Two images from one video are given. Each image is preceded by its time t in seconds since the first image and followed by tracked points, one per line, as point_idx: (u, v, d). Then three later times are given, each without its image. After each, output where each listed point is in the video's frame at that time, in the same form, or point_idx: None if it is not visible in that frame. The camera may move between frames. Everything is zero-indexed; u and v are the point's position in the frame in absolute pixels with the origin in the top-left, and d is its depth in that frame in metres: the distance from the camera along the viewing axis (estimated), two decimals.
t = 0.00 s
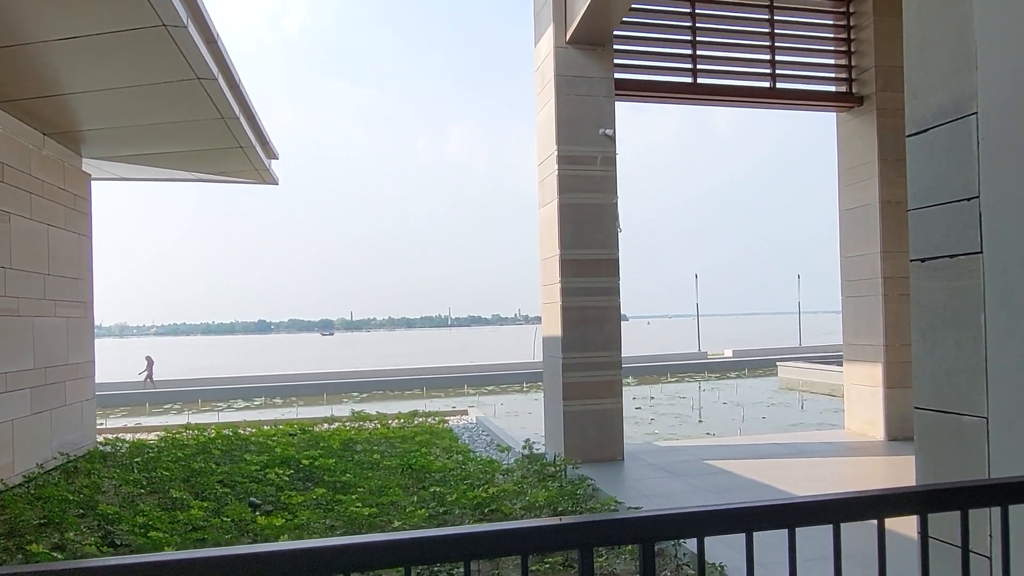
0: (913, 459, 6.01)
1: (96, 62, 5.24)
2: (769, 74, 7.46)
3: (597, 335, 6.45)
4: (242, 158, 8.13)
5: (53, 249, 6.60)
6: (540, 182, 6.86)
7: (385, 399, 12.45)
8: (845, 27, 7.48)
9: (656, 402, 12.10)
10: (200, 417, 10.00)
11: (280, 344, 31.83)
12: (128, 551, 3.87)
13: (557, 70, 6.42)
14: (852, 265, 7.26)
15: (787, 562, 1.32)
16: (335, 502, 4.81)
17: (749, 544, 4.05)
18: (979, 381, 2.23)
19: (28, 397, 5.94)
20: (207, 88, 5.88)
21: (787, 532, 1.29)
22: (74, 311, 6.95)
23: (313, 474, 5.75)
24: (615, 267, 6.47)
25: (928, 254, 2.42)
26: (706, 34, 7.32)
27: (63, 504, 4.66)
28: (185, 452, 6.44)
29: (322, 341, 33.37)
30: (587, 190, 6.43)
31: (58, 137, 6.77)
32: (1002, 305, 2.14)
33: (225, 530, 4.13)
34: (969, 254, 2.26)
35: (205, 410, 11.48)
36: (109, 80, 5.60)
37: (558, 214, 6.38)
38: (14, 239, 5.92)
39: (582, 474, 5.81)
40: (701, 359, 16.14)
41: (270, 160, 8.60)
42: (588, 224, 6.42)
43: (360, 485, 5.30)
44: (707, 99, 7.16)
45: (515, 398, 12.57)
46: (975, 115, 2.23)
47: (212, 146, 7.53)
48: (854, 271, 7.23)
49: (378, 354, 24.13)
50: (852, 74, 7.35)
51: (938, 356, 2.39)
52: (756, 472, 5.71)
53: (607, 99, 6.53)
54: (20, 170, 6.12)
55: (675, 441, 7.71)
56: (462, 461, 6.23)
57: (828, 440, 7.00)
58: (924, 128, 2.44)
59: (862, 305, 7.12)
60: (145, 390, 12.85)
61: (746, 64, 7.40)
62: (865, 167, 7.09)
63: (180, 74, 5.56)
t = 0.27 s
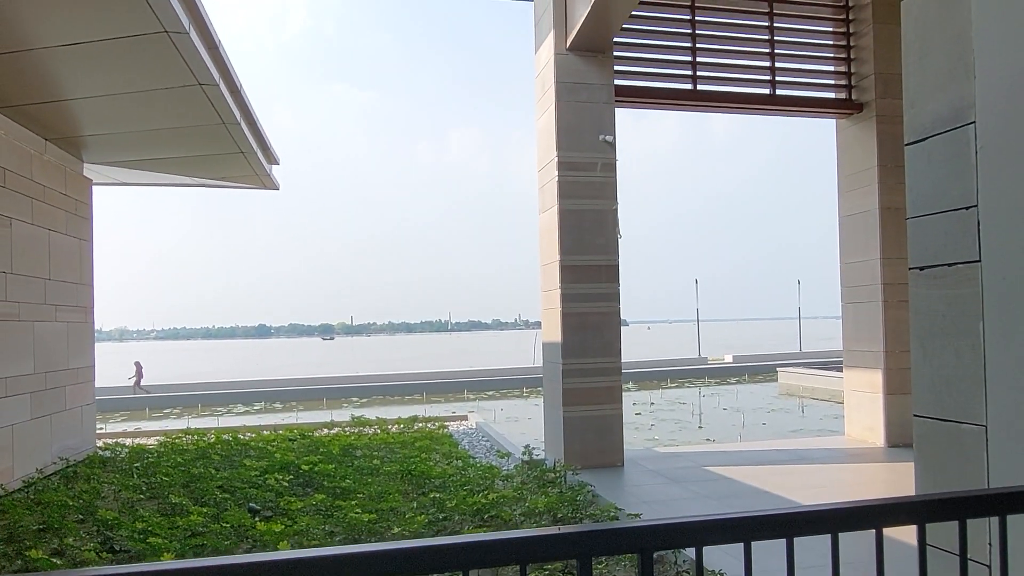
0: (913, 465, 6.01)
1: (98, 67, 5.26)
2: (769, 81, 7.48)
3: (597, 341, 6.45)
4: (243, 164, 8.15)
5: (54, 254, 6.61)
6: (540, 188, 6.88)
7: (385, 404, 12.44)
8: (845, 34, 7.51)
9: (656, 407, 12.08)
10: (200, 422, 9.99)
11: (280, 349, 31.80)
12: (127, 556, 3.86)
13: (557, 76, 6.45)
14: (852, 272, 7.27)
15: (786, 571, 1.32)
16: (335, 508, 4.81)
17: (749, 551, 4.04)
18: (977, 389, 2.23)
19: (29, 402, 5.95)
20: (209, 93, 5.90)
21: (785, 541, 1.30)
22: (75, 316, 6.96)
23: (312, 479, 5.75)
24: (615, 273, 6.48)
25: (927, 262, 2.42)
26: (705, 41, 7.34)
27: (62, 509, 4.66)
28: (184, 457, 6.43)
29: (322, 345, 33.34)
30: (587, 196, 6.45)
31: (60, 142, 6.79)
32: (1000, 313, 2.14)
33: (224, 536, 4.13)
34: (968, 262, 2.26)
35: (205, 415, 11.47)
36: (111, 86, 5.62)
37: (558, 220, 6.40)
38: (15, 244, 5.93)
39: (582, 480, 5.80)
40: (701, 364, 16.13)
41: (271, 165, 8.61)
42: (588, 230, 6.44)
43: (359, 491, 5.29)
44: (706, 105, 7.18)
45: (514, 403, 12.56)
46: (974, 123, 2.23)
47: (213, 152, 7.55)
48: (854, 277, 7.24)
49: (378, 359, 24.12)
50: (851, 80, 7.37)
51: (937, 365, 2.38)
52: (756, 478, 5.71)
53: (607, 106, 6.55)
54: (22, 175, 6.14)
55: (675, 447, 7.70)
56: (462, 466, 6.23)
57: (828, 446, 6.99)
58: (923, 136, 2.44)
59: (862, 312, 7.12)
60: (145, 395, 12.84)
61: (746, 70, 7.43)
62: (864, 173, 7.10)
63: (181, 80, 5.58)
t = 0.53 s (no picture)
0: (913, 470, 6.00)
1: (100, 71, 5.28)
2: (769, 86, 7.49)
3: (597, 345, 6.46)
4: (243, 167, 8.16)
5: (55, 257, 6.62)
6: (541, 192, 6.89)
7: (385, 408, 12.43)
8: (845, 39, 7.53)
9: (656, 411, 12.07)
10: (200, 425, 9.98)
11: (280, 351, 31.79)
12: (126, 560, 3.86)
13: (557, 80, 6.46)
14: (852, 276, 7.27)
15: None
16: (334, 512, 4.80)
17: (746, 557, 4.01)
18: (976, 395, 2.23)
19: (28, 405, 5.95)
20: (209, 97, 5.91)
21: (784, 548, 1.30)
22: (75, 319, 6.97)
23: (312, 483, 5.74)
24: (615, 278, 6.48)
25: (926, 268, 2.43)
26: (705, 46, 7.36)
27: (61, 513, 4.65)
28: (184, 461, 6.43)
29: (322, 348, 33.32)
30: (587, 200, 6.45)
31: (61, 146, 6.81)
32: (998, 320, 2.14)
33: (223, 539, 4.13)
34: (967, 268, 2.26)
35: (205, 418, 11.46)
36: (112, 90, 5.64)
37: (558, 224, 6.40)
38: (15, 247, 5.94)
39: (582, 485, 5.80)
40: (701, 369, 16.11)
41: (271, 168, 8.63)
42: (588, 234, 6.45)
43: (358, 495, 5.28)
44: (706, 110, 7.20)
45: (514, 406, 12.54)
46: (972, 130, 2.24)
47: (214, 155, 7.56)
48: (854, 281, 7.24)
49: (378, 362, 24.11)
50: (851, 85, 7.39)
51: (936, 371, 2.38)
52: (755, 483, 5.70)
53: (607, 111, 6.57)
54: (23, 178, 6.15)
55: (675, 451, 7.70)
56: (461, 470, 6.23)
57: (828, 450, 6.99)
58: (922, 142, 2.45)
59: (861, 316, 7.13)
60: (145, 398, 12.84)
61: (746, 75, 7.44)
62: (864, 177, 7.11)
63: (182, 84, 5.60)
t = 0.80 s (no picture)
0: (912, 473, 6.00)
1: (100, 75, 5.29)
2: (768, 89, 7.51)
3: (597, 348, 6.46)
4: (244, 170, 8.17)
5: (55, 260, 6.63)
6: (540, 195, 6.90)
7: (385, 411, 12.42)
8: (844, 44, 7.55)
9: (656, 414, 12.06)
10: (199, 427, 9.98)
11: (280, 354, 31.80)
12: (125, 564, 3.86)
13: (557, 84, 6.48)
14: (851, 280, 7.28)
15: None
16: (333, 515, 4.80)
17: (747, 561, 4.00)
18: (973, 400, 2.23)
19: (28, 408, 5.95)
20: (209, 101, 5.92)
21: (781, 554, 1.30)
22: (75, 322, 6.97)
23: (311, 486, 5.74)
24: (615, 281, 6.49)
25: (924, 272, 2.43)
26: (705, 50, 7.38)
27: (61, 515, 4.66)
28: (183, 463, 6.43)
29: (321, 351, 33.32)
30: (587, 203, 6.47)
31: (61, 148, 6.82)
32: (996, 325, 2.14)
33: (221, 542, 4.13)
34: (964, 273, 2.27)
35: (204, 421, 11.47)
36: (113, 93, 5.65)
37: (557, 227, 6.41)
38: (16, 249, 5.95)
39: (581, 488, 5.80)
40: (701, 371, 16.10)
41: (272, 171, 8.64)
42: (588, 238, 6.45)
43: (357, 499, 5.28)
44: (706, 113, 7.21)
45: (514, 409, 12.53)
46: (970, 135, 2.24)
47: (214, 158, 7.57)
48: (854, 285, 7.25)
49: (378, 364, 24.10)
50: (850, 89, 7.40)
51: (934, 375, 2.38)
52: (755, 486, 5.70)
53: (607, 114, 6.58)
54: (23, 181, 6.16)
55: (675, 455, 7.70)
56: (461, 474, 6.22)
57: (827, 454, 6.99)
58: (920, 147, 2.45)
59: (861, 319, 7.13)
60: (145, 400, 12.85)
61: (745, 79, 7.46)
62: (864, 181, 7.12)
63: (183, 87, 5.61)
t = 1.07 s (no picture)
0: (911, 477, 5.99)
1: (101, 78, 5.30)
2: (767, 93, 7.52)
3: (596, 351, 6.46)
4: (244, 173, 8.18)
5: (55, 262, 6.64)
6: (540, 198, 6.91)
7: (384, 414, 12.43)
8: (843, 47, 7.56)
9: (655, 417, 12.06)
10: (198, 430, 9.99)
11: (280, 356, 31.80)
12: (122, 567, 3.86)
13: (556, 88, 6.49)
14: (850, 283, 7.27)
15: None
16: (331, 518, 4.80)
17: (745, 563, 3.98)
18: (969, 404, 2.23)
19: (27, 411, 5.95)
20: (209, 103, 5.94)
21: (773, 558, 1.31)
22: (74, 324, 6.98)
23: (309, 488, 5.74)
24: (613, 284, 6.50)
25: (920, 276, 2.43)
26: (704, 53, 7.39)
27: (59, 518, 4.66)
28: (182, 466, 6.43)
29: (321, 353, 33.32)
30: (586, 206, 6.48)
31: (61, 151, 6.83)
32: (991, 329, 2.15)
33: (219, 544, 4.13)
34: (959, 277, 2.27)
35: (203, 423, 11.47)
36: (113, 96, 5.66)
37: (556, 231, 6.42)
38: (15, 252, 5.96)
39: (579, 491, 5.80)
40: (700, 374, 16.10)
41: (271, 174, 8.66)
42: (586, 241, 6.46)
43: (355, 501, 5.28)
44: (705, 117, 7.22)
45: (513, 412, 12.53)
46: (965, 140, 2.24)
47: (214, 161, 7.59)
48: (852, 288, 7.25)
49: (378, 367, 24.11)
50: (848, 92, 7.41)
51: (929, 380, 2.39)
52: (753, 490, 5.70)
53: (606, 118, 6.59)
54: (23, 184, 6.17)
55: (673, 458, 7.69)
56: (459, 476, 6.23)
57: (826, 457, 6.98)
58: (915, 152, 2.45)
59: (860, 323, 7.13)
60: (145, 403, 12.85)
61: (744, 82, 7.47)
62: (862, 184, 7.13)
63: (183, 91, 5.63)
